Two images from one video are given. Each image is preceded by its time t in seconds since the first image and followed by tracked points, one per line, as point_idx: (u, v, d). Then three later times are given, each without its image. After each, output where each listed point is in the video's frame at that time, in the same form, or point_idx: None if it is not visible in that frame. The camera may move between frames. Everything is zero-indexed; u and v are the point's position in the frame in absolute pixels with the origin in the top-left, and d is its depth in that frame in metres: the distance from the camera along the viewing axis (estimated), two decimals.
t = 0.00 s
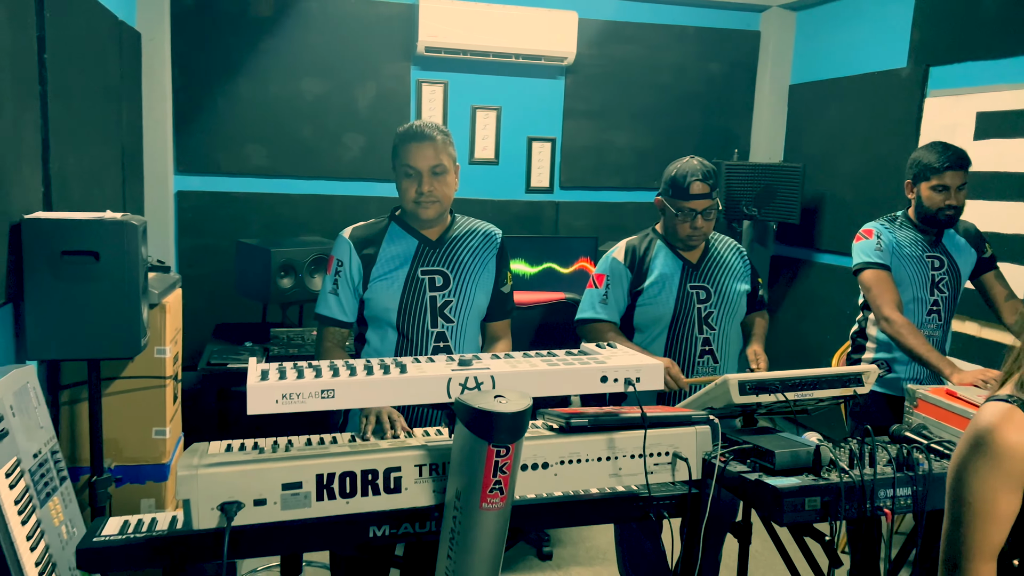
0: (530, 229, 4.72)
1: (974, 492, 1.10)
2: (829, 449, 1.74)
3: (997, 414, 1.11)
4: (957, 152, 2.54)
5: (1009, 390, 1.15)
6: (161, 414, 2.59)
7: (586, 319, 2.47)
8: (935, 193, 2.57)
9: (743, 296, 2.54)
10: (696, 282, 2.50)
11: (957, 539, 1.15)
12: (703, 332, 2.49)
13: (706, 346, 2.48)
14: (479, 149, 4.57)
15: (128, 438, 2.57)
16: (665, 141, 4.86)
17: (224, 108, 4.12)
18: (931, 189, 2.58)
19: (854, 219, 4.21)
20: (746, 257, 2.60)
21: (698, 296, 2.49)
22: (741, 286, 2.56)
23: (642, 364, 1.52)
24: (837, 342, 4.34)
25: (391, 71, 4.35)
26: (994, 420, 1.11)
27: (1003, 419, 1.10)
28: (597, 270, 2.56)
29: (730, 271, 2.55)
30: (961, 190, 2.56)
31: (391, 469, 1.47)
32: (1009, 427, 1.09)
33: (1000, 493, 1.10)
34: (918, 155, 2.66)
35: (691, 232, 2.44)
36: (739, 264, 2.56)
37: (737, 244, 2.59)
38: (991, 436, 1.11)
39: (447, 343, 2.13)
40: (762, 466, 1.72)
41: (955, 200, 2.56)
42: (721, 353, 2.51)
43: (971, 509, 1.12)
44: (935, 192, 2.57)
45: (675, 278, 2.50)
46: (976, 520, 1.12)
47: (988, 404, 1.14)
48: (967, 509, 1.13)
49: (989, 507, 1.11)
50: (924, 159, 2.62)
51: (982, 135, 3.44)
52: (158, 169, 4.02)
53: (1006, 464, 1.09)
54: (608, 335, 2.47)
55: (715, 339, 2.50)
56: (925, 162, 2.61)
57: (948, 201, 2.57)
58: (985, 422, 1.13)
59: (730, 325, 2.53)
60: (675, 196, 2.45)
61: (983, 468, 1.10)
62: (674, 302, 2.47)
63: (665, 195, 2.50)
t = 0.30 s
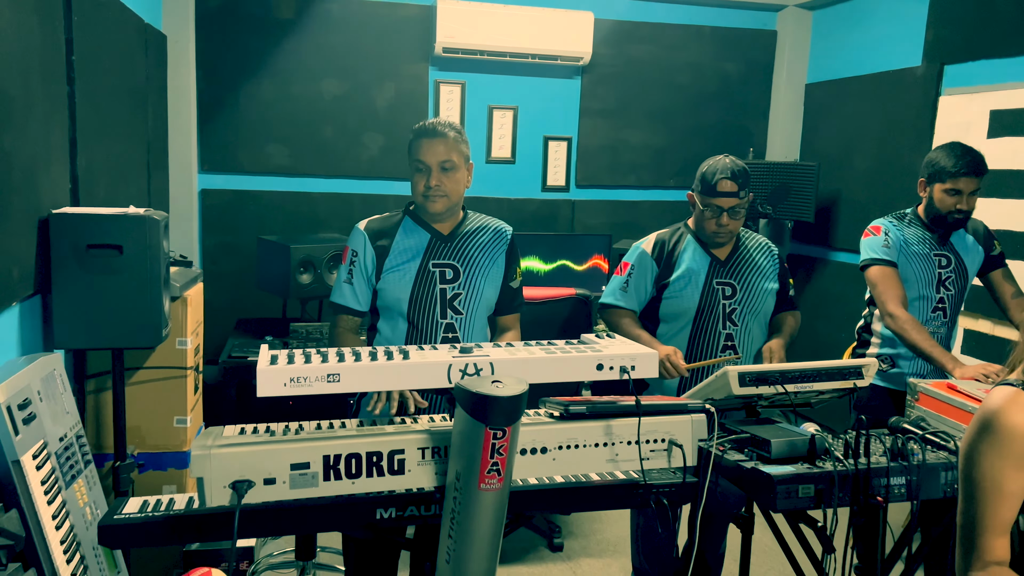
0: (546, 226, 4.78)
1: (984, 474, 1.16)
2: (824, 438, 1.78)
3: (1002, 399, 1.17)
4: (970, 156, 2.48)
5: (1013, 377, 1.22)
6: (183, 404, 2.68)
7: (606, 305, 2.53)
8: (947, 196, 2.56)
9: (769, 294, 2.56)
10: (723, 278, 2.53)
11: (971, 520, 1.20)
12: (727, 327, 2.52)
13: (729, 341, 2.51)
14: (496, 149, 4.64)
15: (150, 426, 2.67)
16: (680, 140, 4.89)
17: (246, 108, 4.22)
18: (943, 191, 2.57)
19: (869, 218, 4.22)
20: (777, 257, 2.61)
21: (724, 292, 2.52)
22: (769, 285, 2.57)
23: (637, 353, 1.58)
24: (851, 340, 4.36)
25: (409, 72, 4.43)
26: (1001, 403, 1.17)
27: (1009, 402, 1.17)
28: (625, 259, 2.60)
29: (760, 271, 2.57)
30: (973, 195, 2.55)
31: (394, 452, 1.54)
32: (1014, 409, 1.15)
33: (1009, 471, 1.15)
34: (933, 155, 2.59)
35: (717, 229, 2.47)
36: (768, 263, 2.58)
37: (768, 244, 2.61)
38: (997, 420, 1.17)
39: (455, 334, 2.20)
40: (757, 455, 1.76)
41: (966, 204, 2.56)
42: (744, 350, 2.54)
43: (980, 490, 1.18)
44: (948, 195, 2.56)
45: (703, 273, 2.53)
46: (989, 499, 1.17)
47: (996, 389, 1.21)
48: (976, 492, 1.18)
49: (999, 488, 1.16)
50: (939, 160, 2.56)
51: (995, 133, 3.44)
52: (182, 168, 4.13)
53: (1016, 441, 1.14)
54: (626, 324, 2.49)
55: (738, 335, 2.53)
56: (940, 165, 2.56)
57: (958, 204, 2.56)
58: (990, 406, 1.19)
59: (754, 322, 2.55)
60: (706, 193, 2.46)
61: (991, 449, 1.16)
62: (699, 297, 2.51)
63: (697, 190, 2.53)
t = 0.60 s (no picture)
0: (555, 225, 4.82)
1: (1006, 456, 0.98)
2: (817, 432, 1.80)
3: None
4: (971, 160, 2.46)
5: None
6: (193, 397, 2.75)
7: (627, 302, 2.57)
8: (946, 201, 2.57)
9: (785, 295, 2.53)
10: (736, 278, 2.52)
11: (988, 502, 1.01)
12: (738, 326, 2.52)
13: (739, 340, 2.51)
14: (504, 148, 4.68)
15: (162, 419, 2.73)
16: (688, 140, 4.92)
17: (259, 109, 4.29)
18: (942, 195, 2.58)
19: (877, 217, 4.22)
20: (797, 258, 2.56)
21: (735, 292, 2.51)
22: (787, 287, 2.53)
23: (630, 346, 1.62)
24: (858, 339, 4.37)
25: (419, 72, 4.48)
26: None
27: None
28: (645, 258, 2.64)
29: (778, 272, 2.53)
30: (972, 199, 2.56)
31: (394, 441, 1.58)
32: None
33: None
34: (934, 157, 2.57)
35: (727, 229, 2.47)
36: (786, 265, 2.54)
37: (789, 245, 2.56)
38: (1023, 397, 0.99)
39: (458, 331, 2.25)
40: (751, 447, 1.79)
41: (965, 208, 2.57)
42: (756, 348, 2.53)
43: (1003, 478, 0.99)
44: (947, 199, 2.57)
45: (716, 272, 2.53)
46: (1003, 475, 1.00)
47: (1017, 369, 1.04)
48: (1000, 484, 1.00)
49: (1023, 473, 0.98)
50: (938, 162, 2.55)
51: (1001, 132, 3.45)
52: (196, 168, 4.20)
53: None
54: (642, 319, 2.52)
55: (748, 334, 2.53)
56: (940, 168, 2.55)
57: (957, 208, 2.57)
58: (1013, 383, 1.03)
59: (766, 322, 2.54)
60: (718, 194, 2.45)
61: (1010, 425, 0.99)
62: (710, 296, 2.52)
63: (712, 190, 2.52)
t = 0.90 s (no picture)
0: (551, 225, 4.84)
1: (995, 428, 1.29)
2: (802, 426, 1.82)
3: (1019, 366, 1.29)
4: (957, 150, 2.52)
5: None
6: (190, 393, 2.78)
7: (625, 299, 2.57)
8: (935, 191, 2.61)
9: (780, 292, 2.54)
10: (730, 274, 2.55)
11: (982, 469, 1.32)
12: (730, 323, 2.55)
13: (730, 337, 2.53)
14: (501, 148, 4.71)
15: (159, 415, 2.76)
16: (684, 139, 4.94)
17: (256, 109, 4.32)
18: (931, 186, 2.63)
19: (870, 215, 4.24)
20: (793, 256, 2.59)
21: (730, 288, 2.54)
22: (781, 284, 2.55)
23: (615, 341, 1.65)
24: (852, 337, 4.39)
25: (416, 73, 4.51)
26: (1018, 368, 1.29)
27: None
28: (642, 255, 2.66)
29: (773, 271, 2.56)
30: (961, 189, 2.59)
31: (383, 434, 1.61)
32: None
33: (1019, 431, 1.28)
34: (921, 151, 2.64)
35: (722, 222, 2.50)
36: (782, 263, 2.56)
37: (786, 242, 2.59)
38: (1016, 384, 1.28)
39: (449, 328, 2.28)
40: (737, 441, 1.81)
41: (955, 200, 2.60)
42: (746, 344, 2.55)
43: (991, 444, 1.30)
44: (936, 190, 2.61)
45: (711, 268, 2.56)
46: (996, 454, 1.30)
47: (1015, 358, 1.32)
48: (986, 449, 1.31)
49: (1008, 444, 1.28)
50: (925, 155, 2.62)
51: (993, 131, 3.47)
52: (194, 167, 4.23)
53: None
54: (639, 315, 2.53)
55: (741, 330, 2.55)
56: (927, 160, 2.61)
57: (947, 199, 2.60)
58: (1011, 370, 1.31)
59: (760, 318, 2.55)
60: (712, 189, 2.47)
61: (1004, 406, 1.29)
62: (703, 292, 2.55)
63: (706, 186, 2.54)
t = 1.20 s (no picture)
0: (538, 224, 4.86)
1: (970, 408, 1.30)
2: (782, 422, 1.84)
3: (1004, 350, 1.31)
4: (942, 147, 2.57)
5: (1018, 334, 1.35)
6: (175, 393, 2.78)
7: (601, 297, 2.59)
8: (920, 188, 2.65)
9: (755, 286, 2.59)
10: (706, 270, 2.57)
11: (951, 447, 1.33)
12: (709, 318, 2.56)
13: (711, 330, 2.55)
14: (487, 148, 4.73)
15: (143, 414, 2.76)
16: (669, 139, 4.97)
17: (242, 109, 4.32)
18: (917, 183, 2.66)
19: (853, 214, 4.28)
20: (764, 252, 2.65)
21: (707, 284, 2.56)
22: (754, 277, 2.60)
23: (596, 338, 1.67)
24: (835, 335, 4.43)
25: (402, 72, 4.51)
26: (1002, 352, 1.31)
27: (1008, 352, 1.31)
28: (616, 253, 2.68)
29: (746, 265, 2.60)
30: (946, 186, 2.64)
31: (365, 431, 1.62)
32: (1015, 358, 1.29)
33: (991, 411, 1.29)
34: (908, 148, 2.67)
35: (701, 216, 2.52)
36: (754, 258, 2.61)
37: (757, 238, 2.64)
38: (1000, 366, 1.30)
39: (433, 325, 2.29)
40: (717, 437, 1.83)
41: (939, 195, 2.64)
42: (726, 338, 2.57)
43: (964, 424, 1.31)
44: (921, 187, 2.64)
45: (687, 264, 2.57)
46: (967, 433, 1.31)
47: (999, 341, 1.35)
48: (959, 427, 1.32)
49: (980, 424, 1.30)
50: (912, 153, 2.66)
51: (972, 131, 3.51)
52: (180, 167, 4.23)
53: (1005, 384, 1.28)
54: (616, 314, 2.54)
55: (720, 325, 2.57)
56: (913, 158, 2.66)
57: (932, 196, 2.64)
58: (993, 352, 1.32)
59: (737, 311, 2.58)
60: (688, 184, 2.51)
61: (983, 387, 1.30)
62: (680, 288, 2.56)
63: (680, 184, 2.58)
